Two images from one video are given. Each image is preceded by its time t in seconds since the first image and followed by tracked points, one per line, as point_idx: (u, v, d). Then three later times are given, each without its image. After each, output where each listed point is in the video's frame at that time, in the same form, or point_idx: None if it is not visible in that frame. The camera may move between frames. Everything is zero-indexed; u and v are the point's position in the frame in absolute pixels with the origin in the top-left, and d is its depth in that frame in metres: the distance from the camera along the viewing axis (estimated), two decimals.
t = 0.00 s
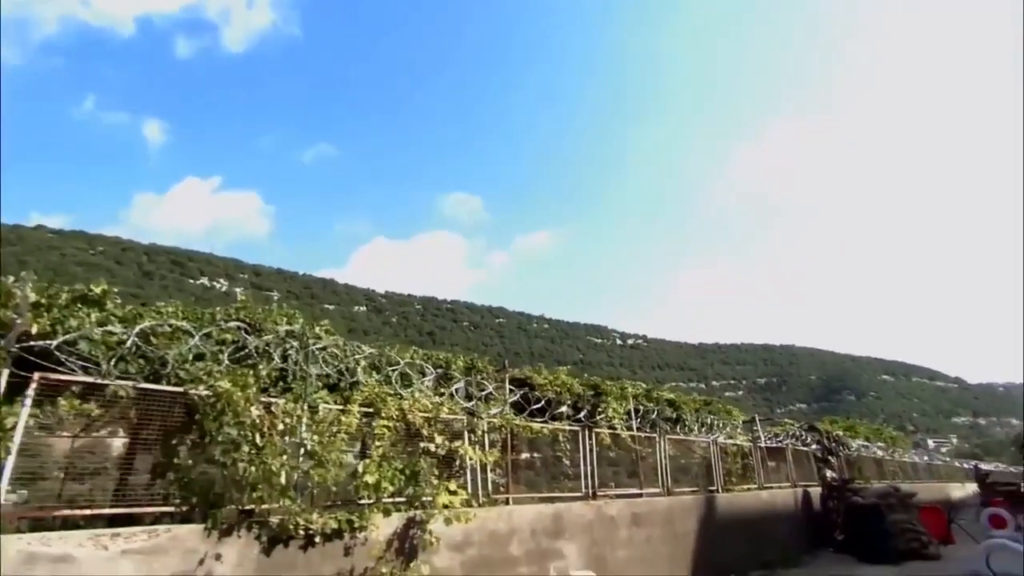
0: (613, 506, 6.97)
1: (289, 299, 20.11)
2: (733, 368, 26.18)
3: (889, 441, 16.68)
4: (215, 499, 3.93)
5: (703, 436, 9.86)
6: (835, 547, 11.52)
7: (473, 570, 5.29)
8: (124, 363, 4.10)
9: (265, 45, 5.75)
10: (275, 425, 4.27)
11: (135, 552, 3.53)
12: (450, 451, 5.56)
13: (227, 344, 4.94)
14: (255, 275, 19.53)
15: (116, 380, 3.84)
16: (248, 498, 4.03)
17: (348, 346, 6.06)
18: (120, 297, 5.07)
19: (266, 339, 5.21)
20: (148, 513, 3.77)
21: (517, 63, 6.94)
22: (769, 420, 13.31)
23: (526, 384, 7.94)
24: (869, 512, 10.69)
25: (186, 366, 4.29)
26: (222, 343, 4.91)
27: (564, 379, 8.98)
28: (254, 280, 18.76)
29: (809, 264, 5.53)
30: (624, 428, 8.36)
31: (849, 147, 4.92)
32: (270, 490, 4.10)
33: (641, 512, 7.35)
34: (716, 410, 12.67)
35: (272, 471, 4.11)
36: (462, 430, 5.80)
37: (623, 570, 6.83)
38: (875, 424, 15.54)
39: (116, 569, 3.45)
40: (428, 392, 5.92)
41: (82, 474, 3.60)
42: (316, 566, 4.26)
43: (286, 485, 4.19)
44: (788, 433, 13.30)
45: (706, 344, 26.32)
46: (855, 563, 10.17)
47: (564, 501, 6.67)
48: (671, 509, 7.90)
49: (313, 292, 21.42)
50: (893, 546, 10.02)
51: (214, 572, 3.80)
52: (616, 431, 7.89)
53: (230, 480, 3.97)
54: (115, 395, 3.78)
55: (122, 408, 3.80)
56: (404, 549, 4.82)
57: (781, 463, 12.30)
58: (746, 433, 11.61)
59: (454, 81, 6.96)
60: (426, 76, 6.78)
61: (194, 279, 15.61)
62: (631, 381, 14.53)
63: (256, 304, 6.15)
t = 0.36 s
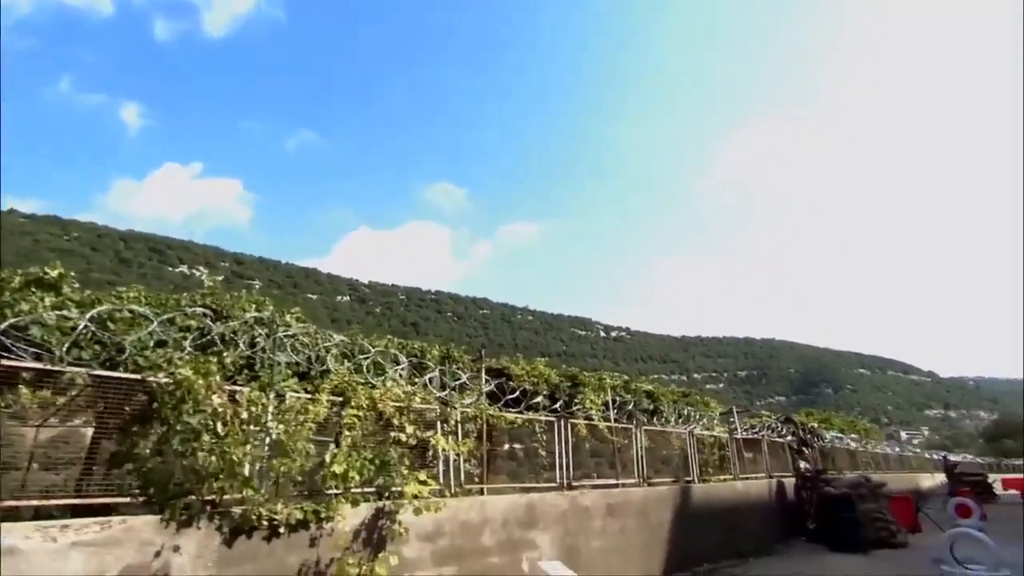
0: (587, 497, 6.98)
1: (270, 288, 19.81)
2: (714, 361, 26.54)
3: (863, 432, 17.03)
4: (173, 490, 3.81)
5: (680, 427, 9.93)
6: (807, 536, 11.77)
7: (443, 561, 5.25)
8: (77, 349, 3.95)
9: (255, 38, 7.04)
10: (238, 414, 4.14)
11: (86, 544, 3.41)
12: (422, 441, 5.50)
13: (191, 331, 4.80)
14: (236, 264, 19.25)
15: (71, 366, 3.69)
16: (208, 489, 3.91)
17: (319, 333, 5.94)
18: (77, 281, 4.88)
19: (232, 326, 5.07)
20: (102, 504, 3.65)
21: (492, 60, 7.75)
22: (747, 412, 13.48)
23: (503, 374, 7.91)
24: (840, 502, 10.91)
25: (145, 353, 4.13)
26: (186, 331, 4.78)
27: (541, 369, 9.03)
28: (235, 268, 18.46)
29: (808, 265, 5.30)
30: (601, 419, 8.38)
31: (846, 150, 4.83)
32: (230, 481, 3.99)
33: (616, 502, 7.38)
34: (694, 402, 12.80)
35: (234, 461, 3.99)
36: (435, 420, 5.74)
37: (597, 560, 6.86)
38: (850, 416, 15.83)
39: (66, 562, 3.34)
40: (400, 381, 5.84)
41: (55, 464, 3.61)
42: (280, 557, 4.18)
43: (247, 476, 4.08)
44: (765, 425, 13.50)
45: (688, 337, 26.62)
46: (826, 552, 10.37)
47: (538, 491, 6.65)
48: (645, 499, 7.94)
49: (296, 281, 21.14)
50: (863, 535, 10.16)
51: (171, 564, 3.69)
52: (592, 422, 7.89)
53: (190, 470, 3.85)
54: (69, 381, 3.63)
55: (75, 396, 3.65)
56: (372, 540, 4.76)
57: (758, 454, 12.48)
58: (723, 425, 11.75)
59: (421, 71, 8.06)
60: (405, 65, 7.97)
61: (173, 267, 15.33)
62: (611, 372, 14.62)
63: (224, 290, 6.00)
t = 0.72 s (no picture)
0: (560, 488, 6.97)
1: (250, 278, 19.55)
2: (694, 355, 26.95)
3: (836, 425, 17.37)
4: (125, 482, 3.67)
5: (656, 419, 9.97)
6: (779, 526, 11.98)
7: (412, 553, 5.19)
8: (23, 335, 3.73)
9: (236, 23, 7.19)
10: (196, 403, 4.01)
11: (29, 538, 3.27)
12: (390, 431, 5.41)
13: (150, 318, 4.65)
14: (214, 254, 18.90)
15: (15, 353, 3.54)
16: (162, 481, 3.77)
17: (286, 322, 5.82)
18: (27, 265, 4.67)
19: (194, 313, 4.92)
20: (49, 497, 3.51)
21: (476, 65, 8.13)
22: (723, 404, 13.65)
23: (478, 366, 7.86)
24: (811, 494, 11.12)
25: (97, 341, 3.97)
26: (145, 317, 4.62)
27: (518, 360, 9.02)
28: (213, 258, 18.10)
29: (810, 264, 4.12)
30: (576, 411, 8.37)
31: (845, 151, 3.93)
32: (186, 472, 3.85)
33: (589, 494, 7.38)
34: (670, 395, 12.92)
35: (190, 452, 3.86)
36: (405, 411, 5.64)
37: (569, 551, 6.85)
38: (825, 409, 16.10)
39: (8, 557, 3.20)
40: (370, 371, 5.74)
41: (27, 455, 3.45)
42: (240, 550, 4.06)
43: (205, 467, 3.95)
44: (740, 418, 13.69)
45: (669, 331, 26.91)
46: (797, 542, 10.56)
47: (510, 483, 6.62)
48: (620, 491, 7.95)
49: (275, 271, 20.81)
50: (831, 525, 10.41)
51: (122, 558, 3.56)
52: (567, 414, 7.88)
53: (143, 461, 3.71)
54: (11, 368, 3.48)
55: (23, 384, 3.50)
56: (337, 533, 4.66)
57: (733, 446, 12.65)
58: (700, 417, 11.87)
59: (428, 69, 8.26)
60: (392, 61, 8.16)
61: (148, 255, 15.00)
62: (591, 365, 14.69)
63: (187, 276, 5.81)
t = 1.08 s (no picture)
0: (532, 482, 6.93)
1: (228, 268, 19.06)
2: (675, 349, 27.31)
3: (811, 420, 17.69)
4: (71, 477, 3.49)
5: (632, 413, 9.99)
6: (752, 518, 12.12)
7: (379, 547, 5.10)
8: None
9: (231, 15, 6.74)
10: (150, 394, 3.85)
11: None
12: (358, 423, 5.30)
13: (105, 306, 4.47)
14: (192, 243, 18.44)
15: None
16: (111, 474, 3.61)
17: (252, 312, 5.68)
18: None
19: (152, 301, 4.77)
20: None
21: (458, 70, 7.94)
22: (700, 398, 13.77)
23: (452, 358, 7.81)
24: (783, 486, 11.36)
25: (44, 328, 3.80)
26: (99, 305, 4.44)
27: (493, 353, 8.94)
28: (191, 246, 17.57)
29: (810, 265, 4.33)
30: (551, 404, 8.34)
31: (835, 150, 4.17)
32: (136, 465, 3.71)
33: (562, 487, 7.36)
34: (647, 388, 13.01)
35: (142, 444, 3.71)
36: (374, 403, 5.53)
37: (541, 544, 6.84)
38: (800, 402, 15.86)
39: None
40: (338, 362, 5.60)
41: None
42: (196, 545, 3.93)
43: (158, 461, 3.81)
44: (716, 411, 13.85)
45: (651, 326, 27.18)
46: (769, 533, 10.71)
47: (482, 476, 6.56)
48: (593, 484, 7.96)
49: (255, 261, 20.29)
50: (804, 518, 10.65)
51: (68, 555, 3.42)
52: (542, 407, 7.84)
53: (91, 454, 3.55)
54: None
55: None
56: (300, 526, 4.55)
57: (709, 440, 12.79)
58: (676, 410, 11.94)
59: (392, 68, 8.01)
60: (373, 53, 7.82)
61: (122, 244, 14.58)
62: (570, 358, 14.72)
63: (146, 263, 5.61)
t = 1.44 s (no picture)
0: (504, 475, 6.87)
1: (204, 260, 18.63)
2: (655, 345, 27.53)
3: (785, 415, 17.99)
4: (10, 470, 3.35)
5: (607, 407, 10.00)
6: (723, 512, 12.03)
7: (343, 542, 4.99)
8: None
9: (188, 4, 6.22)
10: (98, 384, 3.68)
11: None
12: (323, 416, 5.17)
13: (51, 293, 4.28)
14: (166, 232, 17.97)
15: None
16: (51, 470, 3.43)
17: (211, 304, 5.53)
18: None
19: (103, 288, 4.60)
20: None
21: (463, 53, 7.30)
22: (676, 393, 13.88)
23: (425, 351, 7.85)
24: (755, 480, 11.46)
25: None
26: (46, 292, 4.26)
27: (466, 346, 8.86)
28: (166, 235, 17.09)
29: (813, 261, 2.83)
30: (525, 397, 8.30)
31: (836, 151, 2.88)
32: (83, 458, 3.54)
33: (534, 481, 7.32)
34: (623, 382, 13.12)
35: (87, 436, 3.53)
36: (341, 395, 5.40)
37: (511, 538, 6.79)
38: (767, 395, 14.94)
39: None
40: (303, 354, 5.45)
41: None
42: (147, 542, 3.78)
43: (105, 454, 3.63)
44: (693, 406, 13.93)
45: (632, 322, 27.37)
46: (740, 526, 10.85)
47: (452, 470, 6.48)
48: (566, 478, 7.93)
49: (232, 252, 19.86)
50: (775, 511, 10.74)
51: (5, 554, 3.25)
52: (516, 400, 7.78)
53: (31, 448, 3.38)
54: None
55: None
56: (259, 522, 4.42)
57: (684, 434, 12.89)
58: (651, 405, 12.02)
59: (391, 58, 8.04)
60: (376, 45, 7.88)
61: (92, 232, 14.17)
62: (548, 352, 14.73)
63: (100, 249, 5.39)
